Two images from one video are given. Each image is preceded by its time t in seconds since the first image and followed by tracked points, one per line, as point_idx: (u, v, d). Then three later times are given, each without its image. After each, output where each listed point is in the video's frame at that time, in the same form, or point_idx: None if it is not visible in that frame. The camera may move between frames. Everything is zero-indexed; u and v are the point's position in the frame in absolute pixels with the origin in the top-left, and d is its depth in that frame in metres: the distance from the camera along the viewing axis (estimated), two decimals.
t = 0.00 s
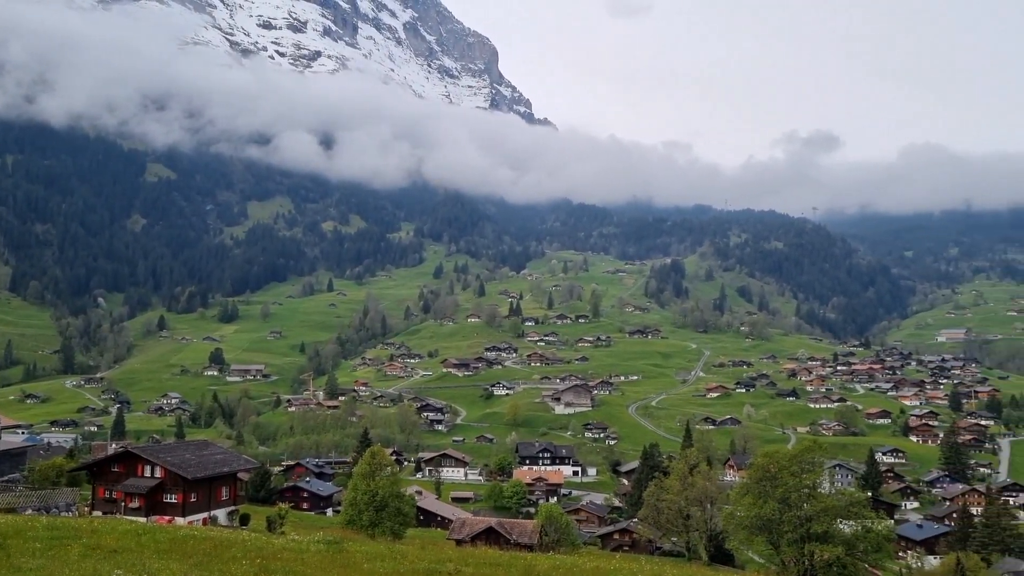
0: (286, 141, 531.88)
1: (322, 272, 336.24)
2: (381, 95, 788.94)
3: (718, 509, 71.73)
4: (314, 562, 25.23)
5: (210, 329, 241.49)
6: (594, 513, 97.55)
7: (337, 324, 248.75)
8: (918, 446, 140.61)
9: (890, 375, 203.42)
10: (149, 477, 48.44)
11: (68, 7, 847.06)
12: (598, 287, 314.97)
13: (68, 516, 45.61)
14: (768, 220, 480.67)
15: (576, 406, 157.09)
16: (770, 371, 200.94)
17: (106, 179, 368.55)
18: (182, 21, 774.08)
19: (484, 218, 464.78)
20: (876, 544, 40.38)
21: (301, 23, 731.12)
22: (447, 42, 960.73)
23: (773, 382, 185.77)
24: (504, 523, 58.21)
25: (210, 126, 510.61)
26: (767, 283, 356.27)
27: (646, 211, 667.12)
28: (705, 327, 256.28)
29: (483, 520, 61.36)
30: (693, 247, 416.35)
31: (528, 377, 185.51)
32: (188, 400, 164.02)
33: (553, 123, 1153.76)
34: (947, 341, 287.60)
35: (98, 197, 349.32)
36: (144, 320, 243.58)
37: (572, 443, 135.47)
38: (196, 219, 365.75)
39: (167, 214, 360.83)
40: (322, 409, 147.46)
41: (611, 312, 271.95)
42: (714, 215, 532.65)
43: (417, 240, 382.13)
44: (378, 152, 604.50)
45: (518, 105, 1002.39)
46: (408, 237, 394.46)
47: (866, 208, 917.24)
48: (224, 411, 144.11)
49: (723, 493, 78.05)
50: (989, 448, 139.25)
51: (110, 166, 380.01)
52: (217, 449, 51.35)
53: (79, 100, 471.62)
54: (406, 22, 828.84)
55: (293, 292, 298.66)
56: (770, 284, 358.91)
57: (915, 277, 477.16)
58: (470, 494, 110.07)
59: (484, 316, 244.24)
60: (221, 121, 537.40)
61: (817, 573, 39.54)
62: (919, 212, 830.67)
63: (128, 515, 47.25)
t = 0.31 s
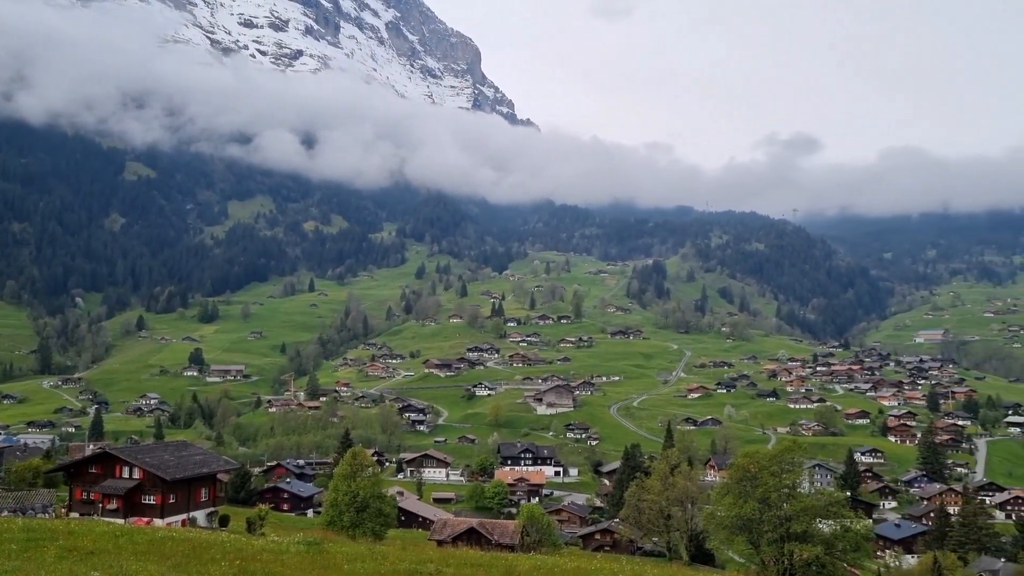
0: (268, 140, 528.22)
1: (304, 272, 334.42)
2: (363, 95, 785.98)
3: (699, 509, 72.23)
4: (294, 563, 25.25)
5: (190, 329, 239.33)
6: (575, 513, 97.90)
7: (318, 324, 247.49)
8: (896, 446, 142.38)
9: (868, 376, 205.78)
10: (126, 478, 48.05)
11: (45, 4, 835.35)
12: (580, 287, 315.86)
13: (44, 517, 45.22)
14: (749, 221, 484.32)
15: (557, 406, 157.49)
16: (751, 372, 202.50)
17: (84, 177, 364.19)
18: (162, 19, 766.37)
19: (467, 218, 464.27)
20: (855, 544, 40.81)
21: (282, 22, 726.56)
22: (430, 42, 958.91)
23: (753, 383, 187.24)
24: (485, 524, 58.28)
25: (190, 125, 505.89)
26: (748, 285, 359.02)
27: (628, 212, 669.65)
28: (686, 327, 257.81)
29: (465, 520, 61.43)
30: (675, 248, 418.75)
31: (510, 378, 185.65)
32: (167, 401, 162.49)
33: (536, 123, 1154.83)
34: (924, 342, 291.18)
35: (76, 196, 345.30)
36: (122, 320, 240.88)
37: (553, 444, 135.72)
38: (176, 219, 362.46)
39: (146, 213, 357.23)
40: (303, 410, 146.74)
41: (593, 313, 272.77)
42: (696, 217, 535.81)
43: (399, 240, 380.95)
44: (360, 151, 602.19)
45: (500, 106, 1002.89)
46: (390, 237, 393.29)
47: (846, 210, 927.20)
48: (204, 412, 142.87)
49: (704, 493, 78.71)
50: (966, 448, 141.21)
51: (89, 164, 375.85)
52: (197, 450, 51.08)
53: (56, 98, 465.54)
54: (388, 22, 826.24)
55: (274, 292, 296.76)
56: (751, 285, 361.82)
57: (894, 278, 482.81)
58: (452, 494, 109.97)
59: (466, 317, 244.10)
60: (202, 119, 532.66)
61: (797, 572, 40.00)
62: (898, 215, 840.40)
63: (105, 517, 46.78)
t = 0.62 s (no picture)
0: (249, 139, 524.51)
1: (285, 272, 332.30)
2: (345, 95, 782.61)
3: (680, 509, 72.77)
4: (274, 565, 25.27)
5: (170, 330, 237.02)
6: (557, 513, 98.25)
7: (299, 325, 246.10)
8: (876, 445, 144.09)
9: (848, 376, 208.16)
10: (105, 481, 47.63)
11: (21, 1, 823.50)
12: (563, 288, 316.52)
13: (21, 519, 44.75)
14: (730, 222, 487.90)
15: (540, 407, 157.86)
16: (732, 372, 204.01)
17: (61, 175, 359.58)
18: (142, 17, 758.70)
19: (449, 219, 463.89)
20: (835, 542, 41.32)
21: (264, 21, 722.30)
22: (412, 42, 956.65)
23: (735, 383, 188.58)
24: (468, 525, 58.42)
25: (171, 124, 501.22)
26: (729, 285, 361.71)
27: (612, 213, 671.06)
28: (668, 328, 259.20)
29: (447, 520, 61.55)
30: (656, 249, 421.11)
31: (492, 378, 185.77)
32: (146, 402, 160.88)
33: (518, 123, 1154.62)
34: (903, 342, 294.79)
35: (54, 195, 340.98)
36: (101, 320, 238.07)
37: (535, 444, 136.09)
38: (156, 218, 358.98)
39: (126, 213, 353.47)
40: (284, 411, 145.85)
41: (575, 313, 273.48)
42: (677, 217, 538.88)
43: (381, 241, 379.61)
44: (342, 151, 599.73)
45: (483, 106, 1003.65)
46: (372, 238, 391.94)
47: (826, 211, 936.35)
48: (184, 413, 141.59)
49: (685, 493, 79.21)
50: (944, 448, 143.18)
51: (67, 163, 371.27)
52: (176, 452, 50.77)
53: (34, 96, 459.24)
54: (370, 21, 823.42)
55: (255, 293, 294.74)
56: (732, 286, 364.47)
57: (873, 279, 488.18)
58: (434, 495, 109.85)
59: (448, 317, 243.96)
60: (182, 118, 527.81)
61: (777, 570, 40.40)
62: (877, 216, 849.90)
63: (83, 519, 46.31)
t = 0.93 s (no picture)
0: (228, 137, 519.96)
1: (265, 272, 330.06)
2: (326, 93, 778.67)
3: (661, 508, 73.36)
4: (252, 566, 25.28)
5: (148, 329, 234.59)
6: (538, 513, 98.54)
7: (279, 324, 244.63)
8: (853, 444, 145.83)
9: (826, 375, 210.40)
10: (82, 481, 47.18)
11: None
12: (544, 288, 317.04)
13: None
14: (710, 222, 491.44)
15: (521, 407, 158.13)
16: (712, 372, 205.56)
17: (37, 173, 354.49)
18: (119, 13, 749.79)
19: (431, 219, 463.22)
20: (813, 540, 41.98)
21: (244, 19, 716.70)
22: (393, 41, 953.01)
23: (714, 382, 190.05)
24: (449, 525, 58.37)
25: (149, 122, 495.75)
26: (709, 285, 364.10)
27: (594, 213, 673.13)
28: (648, 328, 260.54)
29: (427, 520, 61.48)
30: (637, 249, 423.18)
31: (473, 378, 185.86)
32: (124, 402, 159.19)
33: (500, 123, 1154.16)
34: (881, 342, 298.29)
35: (29, 193, 336.16)
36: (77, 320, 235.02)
37: (516, 444, 136.46)
38: (134, 217, 355.01)
39: (103, 211, 349.14)
40: (263, 411, 144.93)
41: (556, 313, 273.97)
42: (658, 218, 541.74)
43: (362, 240, 378.11)
44: (323, 150, 596.52)
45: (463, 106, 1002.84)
46: (353, 237, 390.12)
47: (805, 211, 945.20)
48: (162, 413, 140.24)
49: (665, 492, 79.79)
50: (920, 446, 145.38)
51: (43, 160, 366.07)
52: (154, 452, 50.42)
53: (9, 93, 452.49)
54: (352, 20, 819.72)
55: (235, 292, 292.45)
56: (712, 286, 367.07)
57: (851, 279, 493.68)
58: (414, 495, 109.78)
59: (429, 317, 243.62)
60: (161, 116, 522.35)
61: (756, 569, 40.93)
62: (855, 217, 859.26)
63: (60, 521, 45.87)
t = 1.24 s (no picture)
0: (206, 135, 514.78)
1: (243, 270, 327.44)
2: (304, 92, 773.97)
3: (640, 507, 73.91)
4: (228, 566, 25.24)
5: (124, 328, 231.69)
6: (518, 511, 98.84)
7: (257, 323, 242.85)
8: (829, 442, 147.67)
9: (803, 374, 212.82)
10: (56, 481, 46.64)
11: None
12: (523, 287, 317.65)
13: None
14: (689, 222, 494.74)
15: (500, 405, 158.32)
16: (691, 370, 207.08)
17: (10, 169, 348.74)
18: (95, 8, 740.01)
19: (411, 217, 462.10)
20: (790, 538, 42.70)
21: (221, 15, 710.09)
22: (373, 39, 948.97)
23: (693, 381, 191.47)
24: (427, 524, 58.45)
25: (126, 119, 489.49)
26: (688, 285, 366.42)
27: (574, 213, 676.09)
28: (628, 326, 261.87)
29: (405, 520, 61.54)
30: (617, 248, 425.23)
31: (452, 377, 185.84)
32: (99, 401, 157.18)
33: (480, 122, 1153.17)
34: (857, 341, 301.87)
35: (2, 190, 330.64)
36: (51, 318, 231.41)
37: (495, 443, 136.72)
38: (110, 215, 350.58)
39: (78, 208, 344.35)
40: (241, 410, 143.87)
41: (535, 312, 274.46)
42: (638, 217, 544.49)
43: (341, 238, 376.26)
44: (302, 148, 592.64)
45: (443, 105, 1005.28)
46: (332, 236, 387.77)
47: (784, 210, 955.16)
48: (138, 412, 138.76)
49: (643, 490, 80.23)
50: (896, 444, 147.66)
51: (16, 157, 360.36)
52: (129, 452, 50.02)
53: None
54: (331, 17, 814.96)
55: (212, 291, 289.74)
56: (691, 285, 369.70)
57: (828, 278, 499.47)
58: (393, 494, 109.68)
59: (409, 315, 243.21)
60: (137, 113, 516.18)
61: (735, 567, 41.63)
62: (833, 217, 868.85)
63: (33, 522, 45.34)
